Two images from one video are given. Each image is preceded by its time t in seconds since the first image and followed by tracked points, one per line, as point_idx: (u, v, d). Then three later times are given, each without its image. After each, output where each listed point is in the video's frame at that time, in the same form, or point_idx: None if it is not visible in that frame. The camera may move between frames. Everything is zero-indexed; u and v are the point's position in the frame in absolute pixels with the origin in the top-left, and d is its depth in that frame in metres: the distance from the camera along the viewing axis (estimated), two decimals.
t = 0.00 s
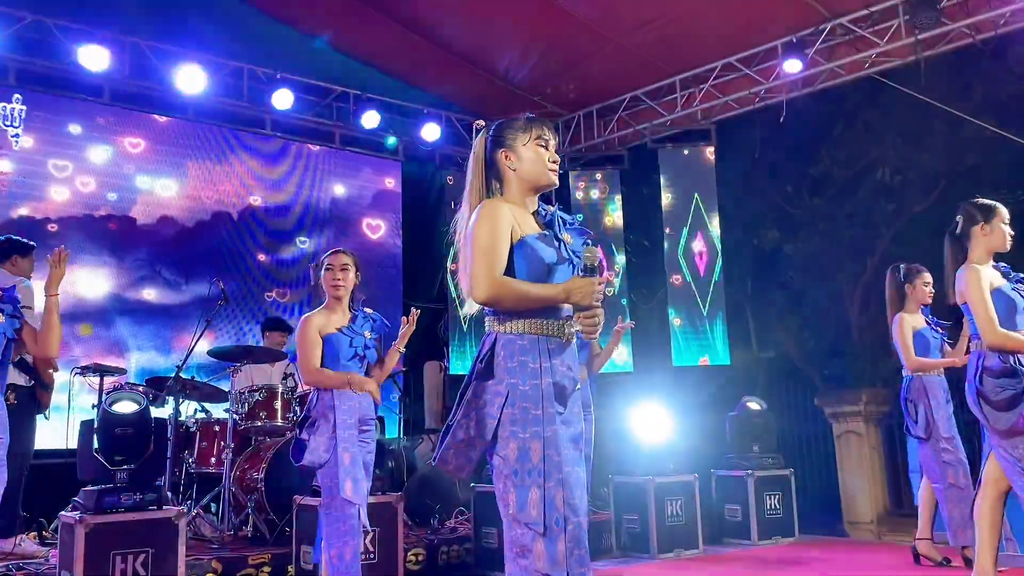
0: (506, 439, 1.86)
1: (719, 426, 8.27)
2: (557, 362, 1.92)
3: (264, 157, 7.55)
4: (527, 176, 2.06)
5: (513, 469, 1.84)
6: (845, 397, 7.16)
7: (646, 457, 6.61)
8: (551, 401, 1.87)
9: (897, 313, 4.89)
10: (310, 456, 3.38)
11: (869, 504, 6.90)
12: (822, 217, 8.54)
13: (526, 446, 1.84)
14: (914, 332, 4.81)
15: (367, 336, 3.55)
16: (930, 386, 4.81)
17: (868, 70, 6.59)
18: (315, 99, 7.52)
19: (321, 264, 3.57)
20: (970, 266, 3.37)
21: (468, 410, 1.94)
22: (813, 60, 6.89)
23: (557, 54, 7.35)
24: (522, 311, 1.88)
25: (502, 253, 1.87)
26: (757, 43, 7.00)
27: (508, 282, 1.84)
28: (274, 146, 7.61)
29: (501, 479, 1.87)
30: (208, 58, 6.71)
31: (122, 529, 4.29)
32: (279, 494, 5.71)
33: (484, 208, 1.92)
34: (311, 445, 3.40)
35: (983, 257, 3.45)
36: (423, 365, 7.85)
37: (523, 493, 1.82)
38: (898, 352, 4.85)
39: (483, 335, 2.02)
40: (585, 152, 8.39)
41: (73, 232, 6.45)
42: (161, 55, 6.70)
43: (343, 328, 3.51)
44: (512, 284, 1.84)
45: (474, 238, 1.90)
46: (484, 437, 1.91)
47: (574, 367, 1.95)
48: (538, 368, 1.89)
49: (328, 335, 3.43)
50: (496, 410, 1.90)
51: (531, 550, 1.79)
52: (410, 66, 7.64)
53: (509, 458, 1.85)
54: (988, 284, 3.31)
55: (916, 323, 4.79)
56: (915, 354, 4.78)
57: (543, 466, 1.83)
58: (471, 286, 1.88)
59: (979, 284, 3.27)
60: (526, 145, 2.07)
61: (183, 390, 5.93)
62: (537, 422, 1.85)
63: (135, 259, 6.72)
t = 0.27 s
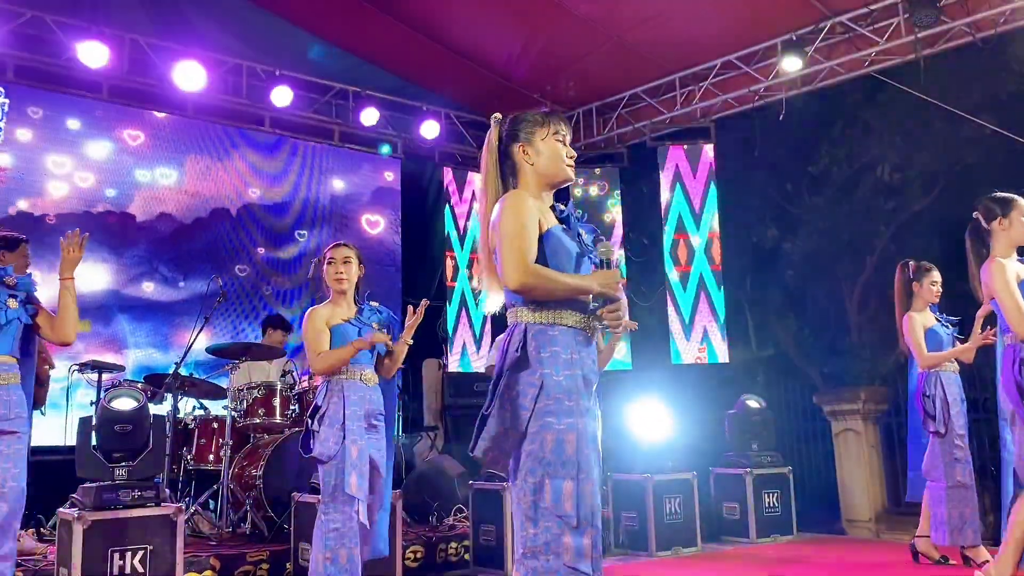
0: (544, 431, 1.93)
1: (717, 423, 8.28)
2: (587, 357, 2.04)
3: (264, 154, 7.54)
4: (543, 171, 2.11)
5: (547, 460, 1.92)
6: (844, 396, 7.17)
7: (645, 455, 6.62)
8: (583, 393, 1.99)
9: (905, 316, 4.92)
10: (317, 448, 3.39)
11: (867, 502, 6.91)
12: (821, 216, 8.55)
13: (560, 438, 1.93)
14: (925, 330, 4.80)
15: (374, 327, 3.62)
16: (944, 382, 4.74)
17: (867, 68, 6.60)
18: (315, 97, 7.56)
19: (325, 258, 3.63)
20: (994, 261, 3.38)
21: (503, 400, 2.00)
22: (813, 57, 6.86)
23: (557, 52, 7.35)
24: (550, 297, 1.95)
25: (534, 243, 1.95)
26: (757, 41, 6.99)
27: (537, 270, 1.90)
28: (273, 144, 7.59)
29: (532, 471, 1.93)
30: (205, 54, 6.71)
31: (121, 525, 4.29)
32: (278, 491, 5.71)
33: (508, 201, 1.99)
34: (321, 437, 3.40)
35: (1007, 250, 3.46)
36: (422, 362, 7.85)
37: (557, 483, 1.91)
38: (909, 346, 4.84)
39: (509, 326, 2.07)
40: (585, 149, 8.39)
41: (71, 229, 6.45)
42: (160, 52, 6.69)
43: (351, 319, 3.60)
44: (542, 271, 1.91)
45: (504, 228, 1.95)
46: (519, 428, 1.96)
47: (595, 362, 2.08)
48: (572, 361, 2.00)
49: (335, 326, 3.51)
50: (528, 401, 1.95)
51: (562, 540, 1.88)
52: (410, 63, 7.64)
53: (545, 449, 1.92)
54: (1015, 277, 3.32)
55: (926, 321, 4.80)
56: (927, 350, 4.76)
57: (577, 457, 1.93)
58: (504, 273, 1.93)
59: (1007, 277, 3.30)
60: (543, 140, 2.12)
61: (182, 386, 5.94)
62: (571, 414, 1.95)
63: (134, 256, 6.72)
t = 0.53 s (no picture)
0: (571, 426, 1.92)
1: (716, 422, 8.28)
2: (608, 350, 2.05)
3: (263, 152, 7.53)
4: (560, 170, 2.11)
5: (577, 455, 1.91)
6: (842, 394, 7.18)
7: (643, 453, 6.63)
8: (606, 386, 1.99)
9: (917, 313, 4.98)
10: (317, 445, 3.47)
11: (865, 500, 6.92)
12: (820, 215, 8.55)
13: (589, 431, 1.92)
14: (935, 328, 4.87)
15: (379, 325, 3.64)
16: (956, 382, 4.74)
17: (867, 67, 6.61)
18: (314, 95, 7.44)
19: (334, 255, 3.65)
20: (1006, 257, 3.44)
21: (527, 395, 1.98)
22: (813, 56, 6.86)
23: (557, 50, 7.35)
24: (575, 292, 1.96)
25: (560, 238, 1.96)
26: (757, 40, 7.00)
27: (565, 264, 1.91)
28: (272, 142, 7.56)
29: (561, 466, 1.92)
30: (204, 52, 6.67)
31: (120, 523, 4.29)
32: (277, 488, 5.71)
33: (531, 197, 1.99)
34: (319, 434, 3.48)
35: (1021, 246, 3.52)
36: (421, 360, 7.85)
37: (589, 478, 1.89)
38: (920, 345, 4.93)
39: (528, 321, 2.06)
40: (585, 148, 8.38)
41: (70, 226, 6.44)
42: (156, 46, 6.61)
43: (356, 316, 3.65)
44: (570, 265, 1.91)
45: (528, 223, 1.95)
46: (546, 424, 1.95)
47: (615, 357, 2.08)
48: (596, 354, 2.00)
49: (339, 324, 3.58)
50: (552, 395, 1.96)
51: (594, 535, 1.88)
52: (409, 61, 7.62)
53: (573, 442, 1.91)
54: None
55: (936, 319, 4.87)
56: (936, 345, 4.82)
57: (604, 450, 1.93)
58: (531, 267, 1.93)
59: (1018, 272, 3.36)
60: (560, 140, 2.13)
61: (181, 384, 5.94)
62: (597, 408, 1.95)
63: (133, 253, 6.72)
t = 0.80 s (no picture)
0: (552, 425, 1.93)
1: (715, 420, 8.28)
2: (601, 348, 2.01)
3: (263, 149, 7.53)
4: (566, 165, 2.11)
5: (558, 455, 1.91)
6: (841, 393, 7.18)
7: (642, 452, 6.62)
8: (594, 385, 1.96)
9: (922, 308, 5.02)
10: (311, 444, 3.56)
11: (864, 499, 6.93)
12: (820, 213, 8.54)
13: (571, 431, 1.91)
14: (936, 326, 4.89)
15: (378, 320, 3.65)
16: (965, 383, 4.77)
17: (867, 66, 6.60)
18: (313, 92, 7.46)
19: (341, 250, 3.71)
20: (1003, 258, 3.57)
21: (512, 394, 1.99)
22: (812, 55, 6.86)
23: (556, 48, 7.34)
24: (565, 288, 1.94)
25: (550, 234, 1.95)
26: (757, 39, 6.99)
27: (550, 261, 1.90)
28: (272, 139, 7.58)
29: (543, 466, 1.92)
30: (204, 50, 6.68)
31: (118, 520, 4.29)
32: (276, 486, 5.71)
33: (526, 194, 1.99)
34: (313, 433, 3.57)
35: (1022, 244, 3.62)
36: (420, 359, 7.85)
37: (570, 478, 1.88)
38: (922, 341, 4.97)
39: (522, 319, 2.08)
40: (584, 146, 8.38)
41: (69, 224, 6.43)
42: (156, 45, 6.59)
43: (358, 313, 3.69)
44: (556, 263, 1.90)
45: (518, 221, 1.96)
46: (529, 423, 1.96)
47: (613, 355, 2.04)
48: (584, 353, 1.98)
49: (339, 321, 3.67)
50: (538, 394, 1.96)
51: (575, 535, 1.86)
52: (408, 59, 7.61)
53: (554, 443, 1.91)
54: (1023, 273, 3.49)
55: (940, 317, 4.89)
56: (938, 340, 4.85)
57: (588, 451, 1.91)
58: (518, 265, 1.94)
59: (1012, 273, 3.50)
60: (566, 134, 2.12)
61: (180, 382, 5.94)
62: (582, 408, 1.93)
63: (132, 251, 6.71)
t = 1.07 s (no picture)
0: (521, 429, 1.96)
1: (714, 420, 8.31)
2: (580, 350, 1.98)
3: (263, 149, 7.54)
4: (561, 167, 2.11)
5: (526, 458, 1.94)
6: (840, 393, 7.20)
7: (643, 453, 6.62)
8: (567, 389, 1.94)
9: (923, 308, 5.01)
10: (318, 447, 3.64)
11: (863, 499, 6.95)
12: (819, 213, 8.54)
13: (539, 434, 1.93)
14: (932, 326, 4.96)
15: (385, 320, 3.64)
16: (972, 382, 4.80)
17: (867, 66, 6.61)
18: (314, 91, 7.46)
19: (353, 251, 3.79)
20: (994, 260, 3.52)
21: (488, 399, 2.06)
22: (812, 55, 6.86)
23: (556, 48, 7.34)
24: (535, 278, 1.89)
25: (519, 234, 1.94)
26: (757, 38, 6.99)
27: (511, 253, 1.87)
28: (272, 138, 7.58)
29: (517, 469, 1.96)
30: (205, 49, 6.68)
31: (118, 520, 4.29)
32: (275, 486, 5.72)
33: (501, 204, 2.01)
34: (320, 436, 3.66)
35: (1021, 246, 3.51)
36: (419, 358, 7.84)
37: (536, 481, 1.91)
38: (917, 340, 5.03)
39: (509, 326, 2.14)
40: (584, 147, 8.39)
41: (69, 223, 6.43)
42: (157, 45, 6.61)
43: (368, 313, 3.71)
44: (518, 252, 1.86)
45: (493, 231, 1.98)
46: (504, 426, 2.02)
47: (599, 355, 2.00)
48: (557, 356, 1.98)
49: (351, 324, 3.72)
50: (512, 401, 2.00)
51: (541, 537, 1.87)
52: (409, 59, 7.60)
53: (524, 446, 1.95)
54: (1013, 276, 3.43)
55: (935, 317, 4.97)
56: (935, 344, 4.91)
57: (557, 454, 1.90)
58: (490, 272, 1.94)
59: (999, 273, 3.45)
60: (558, 134, 2.11)
61: (180, 381, 5.94)
62: (551, 411, 1.93)
63: (132, 250, 6.71)
